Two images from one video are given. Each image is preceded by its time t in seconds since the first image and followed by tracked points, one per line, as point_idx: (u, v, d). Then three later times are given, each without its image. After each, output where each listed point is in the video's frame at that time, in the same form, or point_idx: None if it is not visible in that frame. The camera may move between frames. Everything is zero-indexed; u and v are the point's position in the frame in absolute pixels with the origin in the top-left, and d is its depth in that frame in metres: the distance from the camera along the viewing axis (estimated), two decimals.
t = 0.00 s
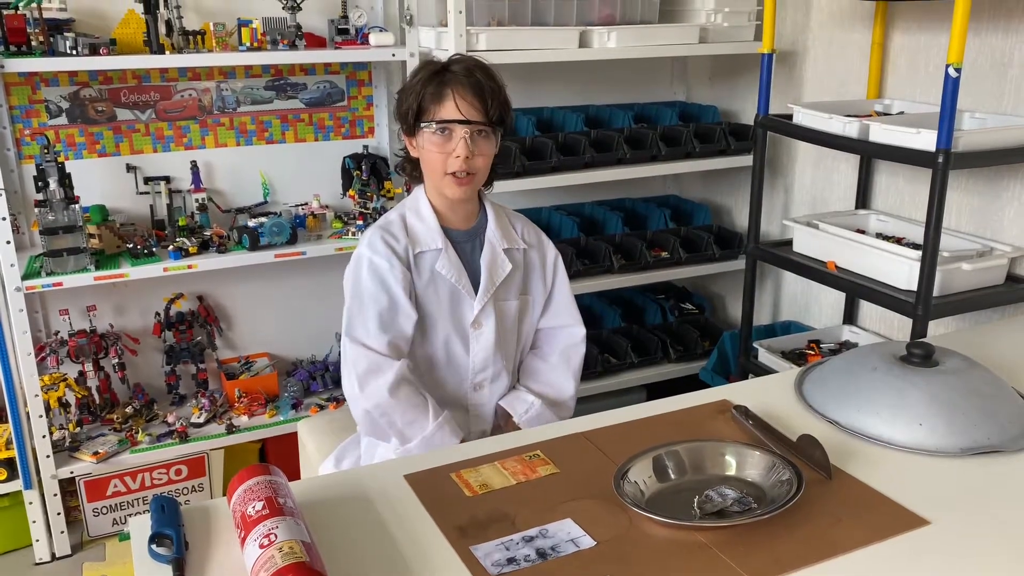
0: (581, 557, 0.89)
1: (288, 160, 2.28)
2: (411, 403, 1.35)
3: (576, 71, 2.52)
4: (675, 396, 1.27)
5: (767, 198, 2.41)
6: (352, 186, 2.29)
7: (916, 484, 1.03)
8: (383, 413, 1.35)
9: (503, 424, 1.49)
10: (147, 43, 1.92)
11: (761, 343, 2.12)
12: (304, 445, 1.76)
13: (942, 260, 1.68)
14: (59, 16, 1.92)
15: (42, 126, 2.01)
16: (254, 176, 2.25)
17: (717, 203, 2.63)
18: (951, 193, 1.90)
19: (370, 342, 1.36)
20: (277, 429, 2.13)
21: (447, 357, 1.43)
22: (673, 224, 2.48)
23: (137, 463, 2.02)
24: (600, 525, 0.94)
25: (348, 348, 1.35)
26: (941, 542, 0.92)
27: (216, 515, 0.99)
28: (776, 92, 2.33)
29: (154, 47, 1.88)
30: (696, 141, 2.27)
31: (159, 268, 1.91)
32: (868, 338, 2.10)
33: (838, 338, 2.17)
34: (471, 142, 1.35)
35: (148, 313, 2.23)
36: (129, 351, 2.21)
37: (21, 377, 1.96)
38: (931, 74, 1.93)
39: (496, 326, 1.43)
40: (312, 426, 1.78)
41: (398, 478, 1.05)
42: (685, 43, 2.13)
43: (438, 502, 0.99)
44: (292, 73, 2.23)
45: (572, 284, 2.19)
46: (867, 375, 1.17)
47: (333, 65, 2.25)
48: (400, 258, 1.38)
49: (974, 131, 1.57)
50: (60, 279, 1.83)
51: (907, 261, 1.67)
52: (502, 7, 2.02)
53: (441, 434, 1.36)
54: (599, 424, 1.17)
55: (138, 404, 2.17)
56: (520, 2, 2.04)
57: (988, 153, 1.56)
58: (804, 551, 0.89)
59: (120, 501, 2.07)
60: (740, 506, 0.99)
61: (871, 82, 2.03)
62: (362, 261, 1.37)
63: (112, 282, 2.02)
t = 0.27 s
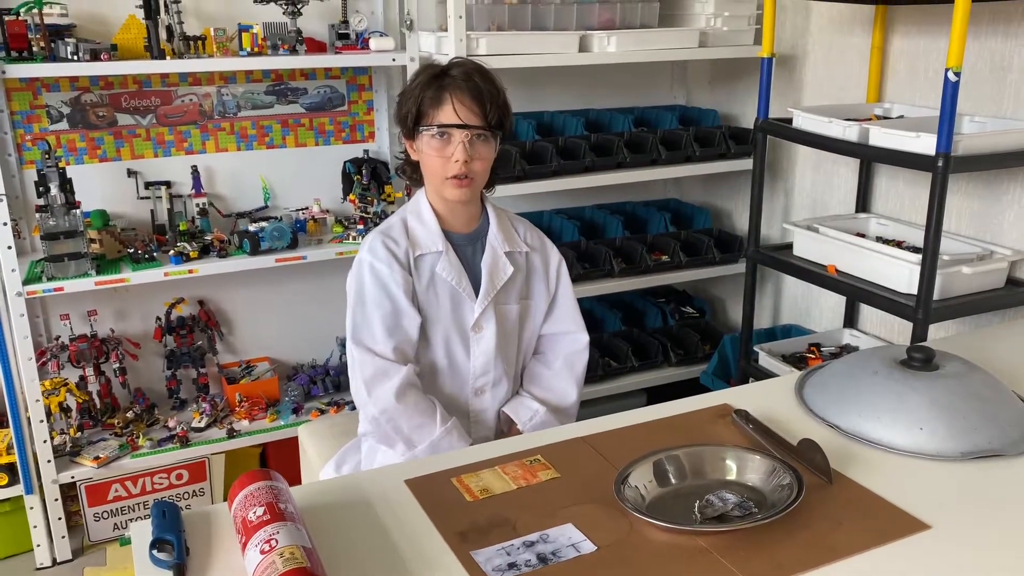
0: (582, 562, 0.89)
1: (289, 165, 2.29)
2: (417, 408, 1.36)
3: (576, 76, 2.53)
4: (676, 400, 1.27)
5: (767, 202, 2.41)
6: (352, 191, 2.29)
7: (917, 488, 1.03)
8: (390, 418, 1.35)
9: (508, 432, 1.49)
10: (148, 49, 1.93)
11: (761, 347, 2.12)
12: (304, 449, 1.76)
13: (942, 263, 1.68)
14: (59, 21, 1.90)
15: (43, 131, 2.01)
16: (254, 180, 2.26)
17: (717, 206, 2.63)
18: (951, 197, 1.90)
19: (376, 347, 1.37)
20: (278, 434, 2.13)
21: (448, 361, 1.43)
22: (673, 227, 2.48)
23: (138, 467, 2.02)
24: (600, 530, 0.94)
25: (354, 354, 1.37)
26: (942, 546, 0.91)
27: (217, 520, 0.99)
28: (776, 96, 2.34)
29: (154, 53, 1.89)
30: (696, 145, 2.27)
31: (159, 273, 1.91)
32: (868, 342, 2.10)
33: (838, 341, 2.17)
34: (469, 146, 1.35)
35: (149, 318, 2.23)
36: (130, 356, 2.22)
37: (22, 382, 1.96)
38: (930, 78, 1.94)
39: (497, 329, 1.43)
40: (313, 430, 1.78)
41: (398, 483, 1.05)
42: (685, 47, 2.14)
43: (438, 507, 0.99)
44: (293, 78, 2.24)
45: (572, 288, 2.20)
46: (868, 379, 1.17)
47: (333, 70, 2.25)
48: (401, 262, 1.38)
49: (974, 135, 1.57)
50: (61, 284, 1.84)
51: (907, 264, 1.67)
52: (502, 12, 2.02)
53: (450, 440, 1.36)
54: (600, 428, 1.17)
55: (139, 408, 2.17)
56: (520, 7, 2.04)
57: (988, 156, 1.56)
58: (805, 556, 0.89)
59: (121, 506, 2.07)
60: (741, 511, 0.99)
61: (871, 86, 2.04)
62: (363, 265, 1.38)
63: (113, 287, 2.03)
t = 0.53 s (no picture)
0: (584, 567, 0.89)
1: (290, 169, 2.29)
2: (406, 418, 1.38)
3: (576, 80, 2.53)
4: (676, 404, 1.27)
5: (767, 205, 2.42)
6: (353, 195, 2.29)
7: (918, 492, 1.03)
8: (379, 427, 1.37)
9: (507, 436, 1.50)
10: (150, 54, 1.93)
11: (762, 350, 2.12)
12: (305, 453, 1.76)
13: (943, 267, 1.69)
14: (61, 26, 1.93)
15: (45, 135, 2.02)
16: (255, 184, 2.26)
17: (718, 210, 2.63)
18: (952, 200, 1.90)
19: (368, 357, 1.39)
20: (278, 438, 2.14)
21: (448, 368, 1.43)
22: (673, 231, 2.49)
23: (139, 472, 2.02)
24: (602, 534, 0.94)
25: (346, 362, 1.38)
26: (943, 550, 0.92)
27: (218, 525, 0.99)
28: (776, 100, 2.34)
29: (156, 57, 1.89)
30: (696, 148, 2.27)
31: (160, 277, 1.92)
32: (869, 345, 2.10)
33: (839, 345, 2.17)
34: (471, 150, 1.35)
35: (150, 322, 2.23)
36: (131, 360, 2.22)
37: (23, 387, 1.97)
38: (930, 82, 1.94)
39: (497, 337, 1.43)
40: (314, 434, 1.78)
41: (399, 487, 1.05)
42: (685, 51, 2.14)
43: (440, 511, 1.00)
44: (294, 83, 2.24)
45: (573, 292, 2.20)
46: (869, 383, 1.17)
47: (334, 74, 2.26)
48: (400, 269, 1.39)
49: (974, 138, 1.58)
50: (63, 288, 1.84)
51: (907, 268, 1.68)
52: (502, 16, 2.03)
53: (438, 451, 1.37)
54: (600, 432, 1.18)
55: (140, 412, 2.17)
56: (520, 12, 2.04)
57: (988, 160, 1.56)
58: (806, 560, 0.89)
59: (122, 510, 2.07)
60: (742, 515, 0.99)
61: (871, 89, 2.04)
62: (361, 272, 1.38)
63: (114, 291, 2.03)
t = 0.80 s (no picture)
0: (583, 569, 0.89)
1: (290, 172, 2.29)
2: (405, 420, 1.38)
3: (576, 82, 2.53)
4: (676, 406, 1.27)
5: (767, 208, 2.42)
6: (353, 197, 2.30)
7: (918, 494, 1.03)
8: (377, 429, 1.37)
9: (508, 441, 1.50)
10: (150, 56, 1.94)
11: (762, 352, 2.12)
12: (305, 456, 1.76)
13: (942, 269, 1.69)
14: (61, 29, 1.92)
15: (45, 138, 2.02)
16: (256, 187, 2.26)
17: (718, 212, 2.63)
18: (952, 202, 1.90)
19: (366, 361, 1.39)
20: (278, 440, 2.14)
21: (448, 372, 1.43)
22: (673, 233, 2.49)
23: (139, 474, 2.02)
24: (601, 536, 0.94)
25: (344, 367, 1.39)
26: (943, 552, 0.91)
27: (218, 528, 0.99)
28: (776, 102, 2.34)
29: (156, 60, 1.90)
30: (696, 151, 2.27)
31: (161, 280, 1.92)
32: (869, 347, 2.10)
33: (839, 347, 2.17)
34: (468, 146, 1.35)
35: (151, 324, 2.23)
36: (131, 362, 2.22)
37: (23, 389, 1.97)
38: (930, 84, 1.94)
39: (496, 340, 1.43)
40: (314, 436, 1.78)
41: (399, 489, 1.05)
42: (685, 53, 2.14)
43: (439, 514, 0.99)
44: (294, 85, 2.24)
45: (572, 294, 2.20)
46: (869, 385, 1.17)
47: (334, 76, 2.26)
48: (398, 272, 1.39)
49: (974, 140, 1.58)
50: (63, 291, 1.84)
51: (908, 270, 1.68)
52: (502, 19, 2.03)
53: (437, 448, 1.37)
54: (600, 434, 1.18)
55: (140, 415, 2.17)
56: (520, 14, 2.05)
57: (988, 162, 1.56)
58: (806, 562, 0.89)
59: (122, 512, 2.07)
60: (742, 517, 0.99)
61: (871, 91, 2.04)
62: (359, 277, 1.38)
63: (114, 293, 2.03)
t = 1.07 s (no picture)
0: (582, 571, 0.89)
1: (289, 174, 2.29)
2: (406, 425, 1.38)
3: (575, 85, 2.54)
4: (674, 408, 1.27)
5: (766, 210, 2.42)
6: (352, 200, 2.30)
7: (916, 496, 1.03)
8: (377, 434, 1.38)
9: (508, 442, 1.50)
10: (149, 59, 1.94)
11: (761, 354, 2.12)
12: (304, 459, 1.76)
13: (941, 271, 1.69)
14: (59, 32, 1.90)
15: (44, 141, 2.02)
16: (255, 189, 2.26)
17: (716, 214, 2.63)
18: (950, 204, 1.91)
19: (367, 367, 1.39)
20: (277, 442, 2.14)
21: (449, 376, 1.43)
22: (672, 235, 2.49)
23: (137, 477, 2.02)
24: (600, 538, 0.94)
25: (344, 373, 1.39)
26: (940, 553, 0.92)
27: (216, 530, 0.99)
28: (774, 104, 2.34)
29: (155, 62, 1.90)
30: (694, 153, 2.28)
31: (160, 282, 1.92)
32: (868, 349, 2.10)
33: (838, 348, 2.17)
34: (468, 150, 1.35)
35: (150, 326, 2.24)
36: (130, 364, 2.22)
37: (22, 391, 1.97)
38: (928, 86, 1.94)
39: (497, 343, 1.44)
40: (313, 438, 1.78)
41: (398, 491, 1.05)
42: (683, 55, 2.14)
43: (438, 516, 1.00)
44: (293, 88, 2.24)
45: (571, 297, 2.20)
46: (867, 387, 1.18)
47: (333, 79, 2.26)
48: (398, 277, 1.39)
49: (972, 142, 1.58)
50: (62, 293, 1.84)
51: (906, 272, 1.68)
52: (501, 21, 2.03)
53: (439, 453, 1.37)
54: (599, 436, 1.18)
55: (139, 417, 2.18)
56: (518, 16, 2.05)
57: (986, 164, 1.57)
58: (804, 563, 0.89)
59: (121, 515, 2.07)
60: (740, 519, 0.99)
61: (868, 94, 2.05)
62: (359, 282, 1.38)
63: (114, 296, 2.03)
